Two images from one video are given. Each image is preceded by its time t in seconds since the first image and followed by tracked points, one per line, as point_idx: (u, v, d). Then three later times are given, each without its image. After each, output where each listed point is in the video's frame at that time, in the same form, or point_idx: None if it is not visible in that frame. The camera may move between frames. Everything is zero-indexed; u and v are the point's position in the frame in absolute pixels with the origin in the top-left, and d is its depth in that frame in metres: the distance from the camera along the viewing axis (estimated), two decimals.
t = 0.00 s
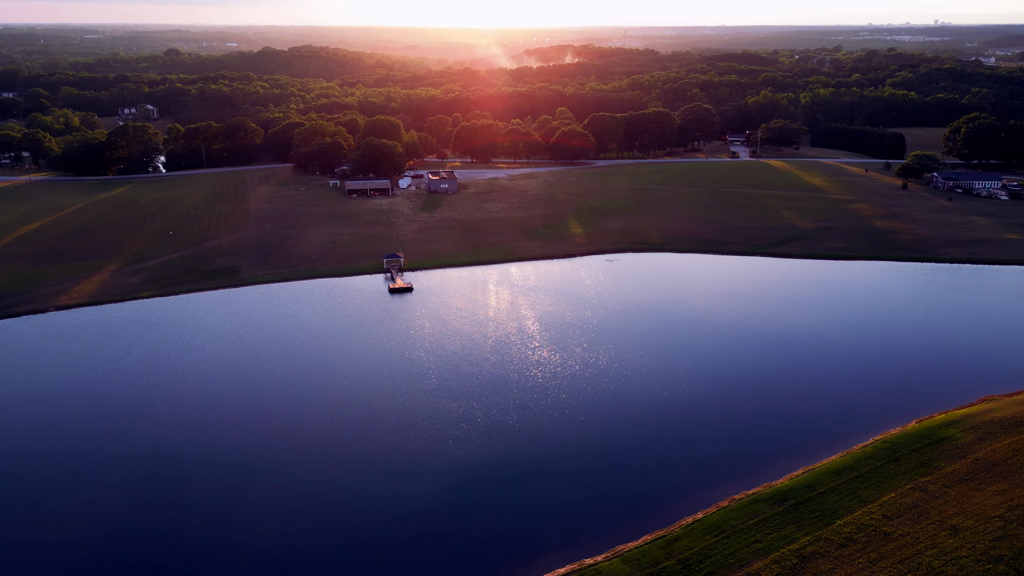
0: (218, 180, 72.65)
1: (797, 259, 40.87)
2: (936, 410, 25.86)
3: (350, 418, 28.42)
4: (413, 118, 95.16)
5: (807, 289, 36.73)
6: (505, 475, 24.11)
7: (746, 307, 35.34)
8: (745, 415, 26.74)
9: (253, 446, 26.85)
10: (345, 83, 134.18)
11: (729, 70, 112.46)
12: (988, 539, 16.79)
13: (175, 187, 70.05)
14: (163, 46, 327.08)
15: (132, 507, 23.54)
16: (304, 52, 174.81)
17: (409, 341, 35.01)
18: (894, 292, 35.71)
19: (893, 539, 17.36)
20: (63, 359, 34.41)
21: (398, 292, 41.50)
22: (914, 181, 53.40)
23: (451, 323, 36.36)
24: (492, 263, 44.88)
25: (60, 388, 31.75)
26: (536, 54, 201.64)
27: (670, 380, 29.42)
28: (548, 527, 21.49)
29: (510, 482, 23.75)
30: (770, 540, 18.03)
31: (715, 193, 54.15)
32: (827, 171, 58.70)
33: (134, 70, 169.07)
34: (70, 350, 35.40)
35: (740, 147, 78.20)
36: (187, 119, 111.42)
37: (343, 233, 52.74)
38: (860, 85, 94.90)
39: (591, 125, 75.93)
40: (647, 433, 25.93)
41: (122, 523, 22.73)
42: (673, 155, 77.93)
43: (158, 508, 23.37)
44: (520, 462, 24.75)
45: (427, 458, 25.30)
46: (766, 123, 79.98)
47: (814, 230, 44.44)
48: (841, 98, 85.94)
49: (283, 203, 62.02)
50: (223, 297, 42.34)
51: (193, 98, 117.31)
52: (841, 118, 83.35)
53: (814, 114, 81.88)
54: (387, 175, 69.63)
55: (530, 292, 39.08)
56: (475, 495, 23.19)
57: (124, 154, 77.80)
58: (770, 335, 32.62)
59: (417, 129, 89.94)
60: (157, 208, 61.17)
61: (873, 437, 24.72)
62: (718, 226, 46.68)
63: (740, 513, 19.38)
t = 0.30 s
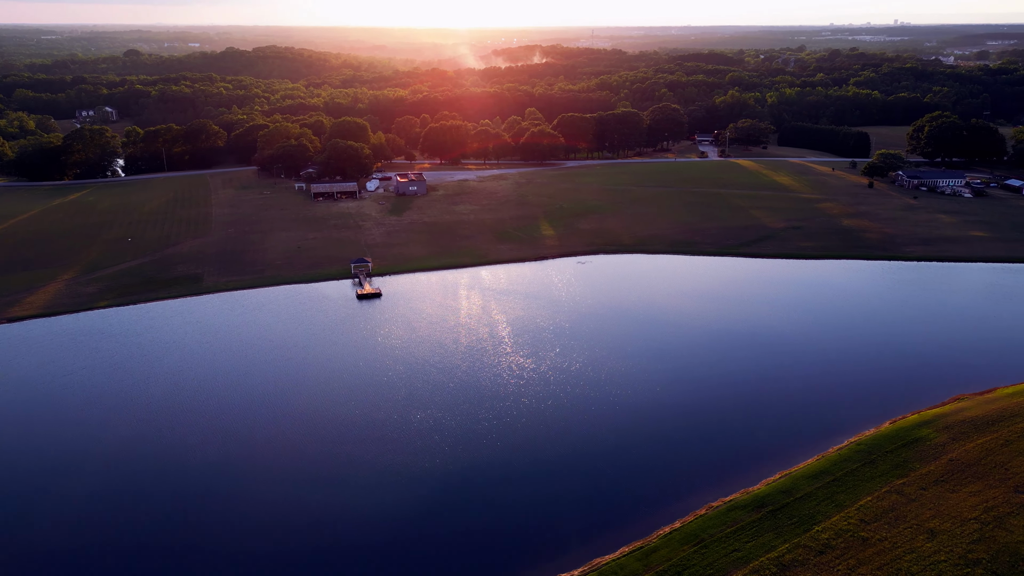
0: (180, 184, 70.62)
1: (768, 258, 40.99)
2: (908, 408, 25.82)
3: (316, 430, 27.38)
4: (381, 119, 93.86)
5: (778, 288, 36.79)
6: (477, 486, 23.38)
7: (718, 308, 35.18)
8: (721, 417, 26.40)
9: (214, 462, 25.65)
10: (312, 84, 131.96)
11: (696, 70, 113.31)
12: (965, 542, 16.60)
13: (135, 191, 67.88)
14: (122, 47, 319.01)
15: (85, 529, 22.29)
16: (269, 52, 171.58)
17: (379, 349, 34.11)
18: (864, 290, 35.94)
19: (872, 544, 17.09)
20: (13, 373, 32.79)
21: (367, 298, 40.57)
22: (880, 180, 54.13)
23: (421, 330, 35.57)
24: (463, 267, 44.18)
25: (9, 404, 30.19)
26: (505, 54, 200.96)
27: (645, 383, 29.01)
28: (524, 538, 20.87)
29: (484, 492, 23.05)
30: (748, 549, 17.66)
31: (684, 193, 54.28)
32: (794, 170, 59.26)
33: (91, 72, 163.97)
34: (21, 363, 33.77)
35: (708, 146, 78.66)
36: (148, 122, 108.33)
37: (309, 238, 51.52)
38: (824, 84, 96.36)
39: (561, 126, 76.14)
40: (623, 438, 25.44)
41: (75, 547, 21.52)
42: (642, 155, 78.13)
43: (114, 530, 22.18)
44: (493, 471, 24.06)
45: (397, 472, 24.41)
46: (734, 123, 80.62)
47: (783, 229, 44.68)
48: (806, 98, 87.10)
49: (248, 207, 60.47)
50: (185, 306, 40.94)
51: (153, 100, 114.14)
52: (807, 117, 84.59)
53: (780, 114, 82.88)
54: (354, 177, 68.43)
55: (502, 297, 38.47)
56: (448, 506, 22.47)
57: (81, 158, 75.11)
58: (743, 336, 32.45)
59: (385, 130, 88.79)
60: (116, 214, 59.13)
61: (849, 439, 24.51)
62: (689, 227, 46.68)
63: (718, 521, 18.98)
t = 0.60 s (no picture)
0: (140, 188, 68.43)
1: (739, 258, 41.02)
2: (881, 406, 25.74)
3: (280, 445, 26.27)
4: (347, 120, 92.40)
5: (749, 289, 36.77)
6: (449, 497, 22.62)
7: (690, 309, 34.97)
8: (696, 420, 26.00)
9: (170, 481, 24.39)
10: (277, 85, 129.51)
11: (664, 70, 113.90)
12: (943, 546, 16.38)
13: (92, 196, 65.52)
14: (78, 47, 309.77)
15: (33, 555, 21.00)
16: (232, 52, 167.84)
17: (346, 357, 33.13)
18: (833, 289, 36.08)
19: (851, 550, 16.81)
20: None
21: (334, 305, 39.53)
22: (847, 179, 54.74)
23: (390, 337, 34.69)
24: (433, 271, 43.41)
25: None
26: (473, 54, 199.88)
27: (619, 387, 28.53)
28: (499, 550, 20.21)
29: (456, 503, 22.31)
30: (727, 558, 17.22)
31: (654, 193, 54.22)
32: (762, 169, 59.71)
33: (45, 73, 158.51)
34: None
35: (677, 146, 78.99)
36: (105, 124, 104.96)
37: (274, 243, 50.18)
38: (789, 84, 97.64)
39: (530, 126, 75.56)
40: (597, 443, 24.90)
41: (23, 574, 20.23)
42: (611, 155, 78.09)
43: (65, 555, 20.94)
44: (465, 482, 23.32)
45: (366, 485, 23.53)
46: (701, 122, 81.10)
47: (753, 229, 44.83)
48: (772, 97, 88.09)
49: (210, 211, 58.75)
50: (145, 315, 39.42)
51: (110, 101, 110.75)
52: (772, 116, 85.53)
53: (746, 113, 83.70)
54: (320, 180, 67.04)
55: (473, 301, 37.80)
56: (420, 520, 21.71)
57: (35, 162, 72.12)
58: (716, 336, 32.20)
59: (352, 132, 87.44)
60: (71, 220, 56.93)
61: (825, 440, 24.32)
62: (659, 227, 46.58)
63: (697, 529, 18.54)
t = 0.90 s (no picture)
0: (96, 193, 66.17)
1: (710, 258, 41.03)
2: (856, 406, 25.61)
3: (242, 461, 25.14)
4: (313, 121, 90.70)
5: (721, 289, 36.71)
6: (421, 509, 21.88)
7: (663, 310, 34.72)
8: (671, 422, 25.65)
9: (127, 502, 23.23)
10: (241, 85, 126.79)
11: (632, 69, 114.25)
12: (922, 550, 16.19)
13: (46, 202, 63.13)
14: (32, 47, 300.10)
15: None
16: (194, 52, 163.89)
17: (313, 366, 32.12)
18: (804, 288, 36.18)
19: (830, 556, 16.52)
20: None
21: (300, 312, 38.47)
22: (813, 177, 55.30)
23: (358, 345, 33.76)
24: (402, 276, 42.59)
25: None
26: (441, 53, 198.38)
27: (593, 390, 28.05)
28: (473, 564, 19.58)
29: (428, 517, 21.58)
30: (706, 568, 16.81)
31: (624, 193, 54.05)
32: (730, 168, 60.05)
33: None
34: None
35: (646, 146, 79.16)
36: (60, 127, 101.50)
37: (238, 248, 48.79)
38: (755, 83, 98.65)
39: (499, 126, 74.96)
40: (571, 449, 24.38)
41: None
42: (581, 155, 77.91)
43: None
44: (437, 493, 22.62)
45: (334, 500, 22.66)
46: (670, 122, 81.43)
47: (723, 228, 44.93)
48: (739, 96, 88.83)
49: (171, 216, 57.00)
50: (101, 326, 37.88)
51: (66, 103, 107.17)
52: (740, 115, 86.29)
53: (714, 113, 84.34)
54: (285, 183, 65.58)
55: (443, 305, 37.06)
56: (391, 534, 20.96)
57: None
58: (689, 337, 31.96)
59: (318, 133, 85.87)
60: (23, 226, 54.70)
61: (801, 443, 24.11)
62: (630, 228, 46.42)
63: (674, 538, 18.09)
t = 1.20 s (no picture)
0: (50, 198, 63.73)
1: (682, 258, 40.94)
2: (830, 406, 25.51)
3: (203, 477, 24.05)
4: (278, 122, 88.88)
5: (693, 290, 36.58)
6: (390, 525, 21.07)
7: (635, 313, 34.40)
8: (646, 426, 25.26)
9: (79, 523, 22.00)
10: (202, 86, 123.87)
11: (600, 69, 114.40)
12: (899, 554, 15.95)
13: None
14: None
15: None
16: (154, 53, 159.63)
17: (278, 376, 31.03)
18: (774, 288, 36.22)
19: (809, 563, 16.19)
20: None
21: (264, 320, 37.31)
22: (781, 176, 55.72)
23: (325, 353, 32.77)
24: (371, 281, 41.65)
25: None
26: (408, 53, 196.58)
27: (566, 395, 27.51)
28: None
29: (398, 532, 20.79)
30: None
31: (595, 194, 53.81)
32: (699, 168, 60.28)
33: None
34: None
35: (615, 146, 79.18)
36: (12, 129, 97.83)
37: (199, 254, 47.28)
38: (722, 82, 99.49)
39: (468, 127, 74.21)
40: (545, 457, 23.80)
41: None
42: (551, 156, 77.62)
43: None
44: (407, 506, 21.83)
45: (299, 517, 21.72)
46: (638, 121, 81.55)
47: (694, 228, 44.91)
48: (706, 96, 89.46)
49: (130, 222, 55.09)
50: (54, 338, 36.24)
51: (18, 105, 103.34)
52: (707, 114, 86.87)
53: (682, 112, 84.77)
54: (249, 186, 63.95)
55: (413, 311, 36.27)
56: (359, 551, 20.15)
57: None
58: (662, 340, 31.67)
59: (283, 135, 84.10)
60: None
61: (777, 446, 23.87)
62: (601, 229, 46.14)
63: (651, 549, 17.57)
